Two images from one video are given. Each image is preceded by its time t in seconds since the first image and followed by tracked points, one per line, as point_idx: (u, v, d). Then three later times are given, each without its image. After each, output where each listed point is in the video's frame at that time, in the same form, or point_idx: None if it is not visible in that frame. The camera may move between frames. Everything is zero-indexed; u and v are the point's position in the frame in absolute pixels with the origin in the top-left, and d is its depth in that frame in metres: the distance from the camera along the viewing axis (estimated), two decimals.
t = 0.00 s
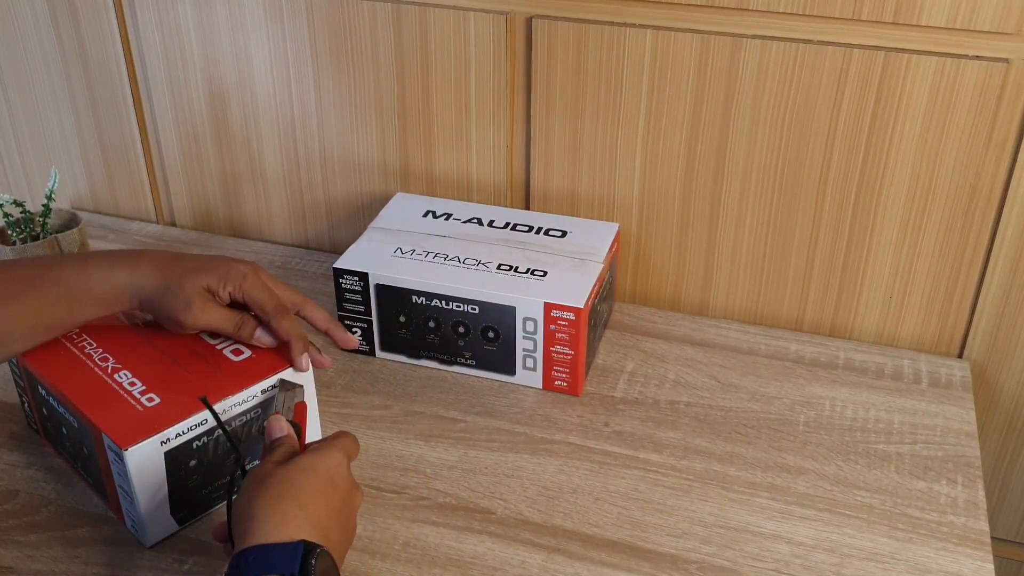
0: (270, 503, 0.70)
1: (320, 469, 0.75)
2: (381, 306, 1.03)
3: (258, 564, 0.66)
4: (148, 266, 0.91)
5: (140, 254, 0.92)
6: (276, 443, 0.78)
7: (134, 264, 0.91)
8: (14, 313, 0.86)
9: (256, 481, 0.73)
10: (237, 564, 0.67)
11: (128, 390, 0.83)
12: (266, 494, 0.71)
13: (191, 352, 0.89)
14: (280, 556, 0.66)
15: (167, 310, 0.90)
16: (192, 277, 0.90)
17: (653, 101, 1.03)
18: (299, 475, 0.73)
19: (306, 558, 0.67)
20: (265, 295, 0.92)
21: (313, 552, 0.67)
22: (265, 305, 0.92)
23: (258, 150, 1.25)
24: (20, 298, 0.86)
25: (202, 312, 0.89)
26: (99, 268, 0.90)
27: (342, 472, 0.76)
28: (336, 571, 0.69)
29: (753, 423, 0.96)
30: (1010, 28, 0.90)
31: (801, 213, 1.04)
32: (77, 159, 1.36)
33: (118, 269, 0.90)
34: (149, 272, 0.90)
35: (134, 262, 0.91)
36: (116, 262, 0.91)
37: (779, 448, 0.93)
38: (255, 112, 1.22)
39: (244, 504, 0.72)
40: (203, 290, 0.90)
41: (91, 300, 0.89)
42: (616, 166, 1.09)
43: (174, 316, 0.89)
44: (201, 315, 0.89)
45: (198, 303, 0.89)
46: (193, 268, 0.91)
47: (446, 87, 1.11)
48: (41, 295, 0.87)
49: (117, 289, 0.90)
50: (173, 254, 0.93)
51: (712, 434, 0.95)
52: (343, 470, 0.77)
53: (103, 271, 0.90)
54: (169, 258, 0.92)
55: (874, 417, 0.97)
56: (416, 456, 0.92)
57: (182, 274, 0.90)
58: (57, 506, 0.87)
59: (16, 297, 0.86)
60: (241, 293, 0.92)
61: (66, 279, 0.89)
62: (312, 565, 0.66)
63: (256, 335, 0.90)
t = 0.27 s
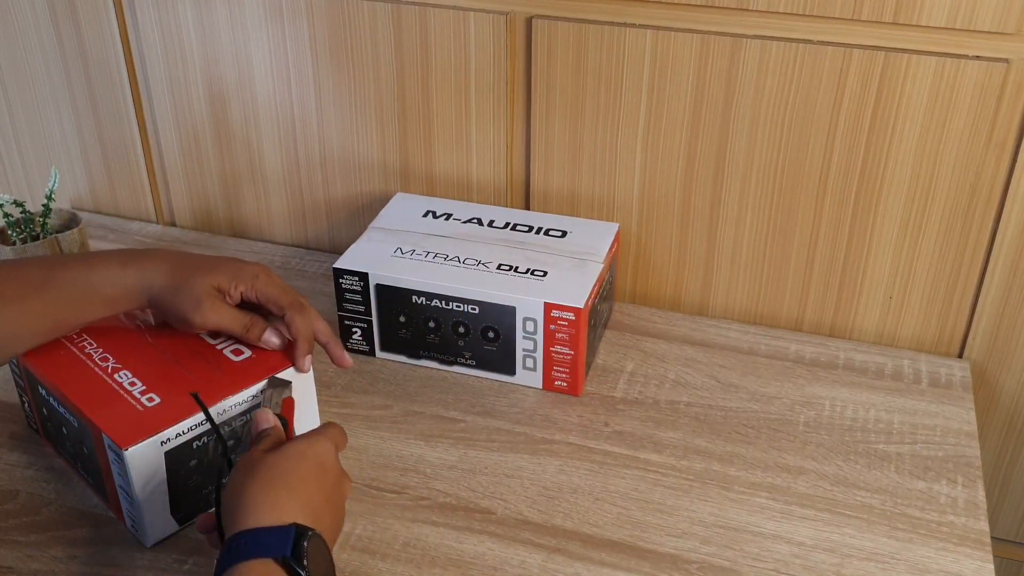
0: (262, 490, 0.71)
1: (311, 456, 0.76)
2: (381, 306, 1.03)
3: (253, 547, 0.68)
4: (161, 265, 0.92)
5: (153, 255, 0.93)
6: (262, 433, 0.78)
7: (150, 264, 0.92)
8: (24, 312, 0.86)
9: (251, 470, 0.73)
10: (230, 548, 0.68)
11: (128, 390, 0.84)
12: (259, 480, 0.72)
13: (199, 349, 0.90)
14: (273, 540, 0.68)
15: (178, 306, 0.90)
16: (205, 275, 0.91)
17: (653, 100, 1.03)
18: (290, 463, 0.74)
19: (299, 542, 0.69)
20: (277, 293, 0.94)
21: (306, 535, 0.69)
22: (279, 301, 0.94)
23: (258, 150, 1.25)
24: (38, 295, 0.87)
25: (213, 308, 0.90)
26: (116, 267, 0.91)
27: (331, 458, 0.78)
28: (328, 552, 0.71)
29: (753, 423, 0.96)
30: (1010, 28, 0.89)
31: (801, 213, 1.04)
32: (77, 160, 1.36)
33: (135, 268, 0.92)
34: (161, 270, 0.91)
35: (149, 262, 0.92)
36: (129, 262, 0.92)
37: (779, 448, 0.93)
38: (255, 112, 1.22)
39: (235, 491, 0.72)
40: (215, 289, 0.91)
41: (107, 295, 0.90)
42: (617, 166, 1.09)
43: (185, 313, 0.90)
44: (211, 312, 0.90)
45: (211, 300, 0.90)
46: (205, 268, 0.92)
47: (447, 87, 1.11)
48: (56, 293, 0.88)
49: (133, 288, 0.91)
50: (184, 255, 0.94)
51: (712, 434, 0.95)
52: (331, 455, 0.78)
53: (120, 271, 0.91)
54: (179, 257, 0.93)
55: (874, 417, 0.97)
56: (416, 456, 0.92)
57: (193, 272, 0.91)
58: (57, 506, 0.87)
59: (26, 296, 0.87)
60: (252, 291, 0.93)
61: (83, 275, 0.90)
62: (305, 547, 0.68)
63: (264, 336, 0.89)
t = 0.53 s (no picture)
0: (271, 466, 0.72)
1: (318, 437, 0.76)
2: (381, 306, 1.03)
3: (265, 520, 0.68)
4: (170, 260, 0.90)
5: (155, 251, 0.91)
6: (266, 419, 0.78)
7: (154, 262, 0.90)
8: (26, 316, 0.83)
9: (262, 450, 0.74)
10: (242, 522, 0.69)
11: (149, 388, 0.84)
12: (268, 458, 0.73)
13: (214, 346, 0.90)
14: (284, 513, 0.69)
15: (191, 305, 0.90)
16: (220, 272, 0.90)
17: (653, 100, 1.03)
18: (298, 442, 0.75)
19: (310, 514, 0.69)
20: (293, 287, 0.94)
21: (317, 507, 0.70)
22: (297, 294, 0.94)
23: (258, 150, 1.25)
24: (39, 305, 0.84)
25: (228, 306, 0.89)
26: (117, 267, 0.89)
27: (338, 439, 0.78)
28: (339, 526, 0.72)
29: (753, 423, 0.96)
30: (1010, 27, 0.89)
31: (802, 213, 1.04)
32: (77, 160, 1.36)
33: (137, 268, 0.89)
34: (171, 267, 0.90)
35: (150, 259, 0.90)
36: (132, 260, 0.89)
37: (779, 448, 0.93)
38: (256, 112, 1.22)
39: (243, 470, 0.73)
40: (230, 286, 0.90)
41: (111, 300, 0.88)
42: (617, 166, 1.09)
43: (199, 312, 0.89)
44: (229, 311, 0.89)
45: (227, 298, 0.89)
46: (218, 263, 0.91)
47: (447, 87, 1.11)
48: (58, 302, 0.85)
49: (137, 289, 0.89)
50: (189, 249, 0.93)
51: (712, 434, 0.95)
52: (338, 435, 0.79)
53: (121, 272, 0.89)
54: (187, 252, 0.92)
55: (874, 417, 0.97)
56: (416, 456, 0.92)
57: (208, 269, 0.90)
58: (57, 506, 0.87)
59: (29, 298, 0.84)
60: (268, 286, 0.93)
61: (83, 280, 0.87)
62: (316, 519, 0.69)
63: (278, 336, 0.89)
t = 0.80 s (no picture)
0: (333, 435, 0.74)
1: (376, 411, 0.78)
2: (381, 306, 1.03)
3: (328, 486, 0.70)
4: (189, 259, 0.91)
5: (169, 250, 0.91)
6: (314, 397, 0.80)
7: (165, 260, 0.90)
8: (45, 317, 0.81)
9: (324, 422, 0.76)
10: (304, 487, 0.71)
11: (195, 386, 0.84)
12: (330, 428, 0.75)
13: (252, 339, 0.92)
14: (346, 480, 0.70)
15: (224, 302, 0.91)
16: (249, 267, 0.93)
17: (653, 100, 1.03)
18: (358, 416, 0.77)
19: (372, 484, 0.70)
20: (326, 277, 0.96)
21: (376, 477, 0.71)
22: (329, 283, 0.96)
23: (258, 150, 1.25)
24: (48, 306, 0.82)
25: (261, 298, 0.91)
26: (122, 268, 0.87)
27: (395, 414, 0.79)
28: (398, 499, 0.73)
29: (753, 423, 0.96)
30: (1010, 27, 0.89)
31: (802, 213, 1.04)
32: (77, 159, 1.36)
33: (142, 266, 0.88)
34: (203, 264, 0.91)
35: (161, 256, 0.90)
36: (146, 259, 0.89)
37: (779, 448, 0.93)
38: (256, 112, 1.22)
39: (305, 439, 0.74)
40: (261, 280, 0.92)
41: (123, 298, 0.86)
42: (617, 167, 1.09)
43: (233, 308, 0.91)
44: (261, 303, 0.91)
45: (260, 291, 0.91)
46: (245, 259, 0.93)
47: (447, 87, 1.11)
48: (71, 303, 0.83)
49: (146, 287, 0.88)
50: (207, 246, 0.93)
51: (712, 434, 0.95)
52: (397, 412, 0.80)
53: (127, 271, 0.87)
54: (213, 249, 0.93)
55: (874, 417, 0.97)
56: (416, 456, 0.92)
57: (244, 263, 0.93)
58: (57, 506, 0.87)
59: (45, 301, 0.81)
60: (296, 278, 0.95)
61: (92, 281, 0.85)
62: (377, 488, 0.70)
63: (313, 328, 0.90)
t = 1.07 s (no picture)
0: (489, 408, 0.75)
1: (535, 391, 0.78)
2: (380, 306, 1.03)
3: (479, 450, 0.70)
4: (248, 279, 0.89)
5: (232, 267, 0.90)
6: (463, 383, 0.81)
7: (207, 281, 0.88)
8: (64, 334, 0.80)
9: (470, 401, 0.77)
10: (468, 451, 0.71)
11: (331, 382, 0.85)
12: (490, 402, 0.76)
13: (359, 336, 0.93)
14: (500, 444, 0.70)
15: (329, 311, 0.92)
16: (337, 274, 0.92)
17: (653, 100, 1.03)
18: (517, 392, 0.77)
19: (525, 450, 0.70)
20: (426, 271, 0.94)
21: (532, 444, 0.71)
22: (430, 278, 0.94)
23: (258, 150, 1.25)
24: (43, 315, 0.80)
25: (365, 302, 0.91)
26: (151, 290, 0.85)
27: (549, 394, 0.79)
28: (554, 469, 0.72)
29: (753, 423, 0.96)
30: (1010, 27, 0.89)
31: (802, 213, 1.04)
32: (77, 160, 1.36)
33: (176, 287, 0.86)
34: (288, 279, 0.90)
35: (208, 278, 0.88)
36: (195, 279, 0.88)
37: (779, 448, 0.93)
38: (256, 112, 1.22)
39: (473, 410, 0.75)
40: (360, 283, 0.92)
41: (135, 316, 0.83)
42: (617, 166, 1.09)
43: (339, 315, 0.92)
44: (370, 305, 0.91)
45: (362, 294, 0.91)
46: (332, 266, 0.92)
47: (448, 87, 1.11)
48: (69, 317, 0.81)
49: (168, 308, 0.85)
50: (273, 263, 0.92)
51: (712, 434, 0.95)
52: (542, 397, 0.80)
53: (152, 292, 0.85)
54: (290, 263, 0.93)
55: (875, 417, 0.97)
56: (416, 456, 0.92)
57: (347, 273, 0.92)
58: (57, 506, 0.87)
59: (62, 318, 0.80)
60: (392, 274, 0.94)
61: (108, 297, 0.83)
62: (531, 452, 0.70)
63: (431, 320, 0.93)
